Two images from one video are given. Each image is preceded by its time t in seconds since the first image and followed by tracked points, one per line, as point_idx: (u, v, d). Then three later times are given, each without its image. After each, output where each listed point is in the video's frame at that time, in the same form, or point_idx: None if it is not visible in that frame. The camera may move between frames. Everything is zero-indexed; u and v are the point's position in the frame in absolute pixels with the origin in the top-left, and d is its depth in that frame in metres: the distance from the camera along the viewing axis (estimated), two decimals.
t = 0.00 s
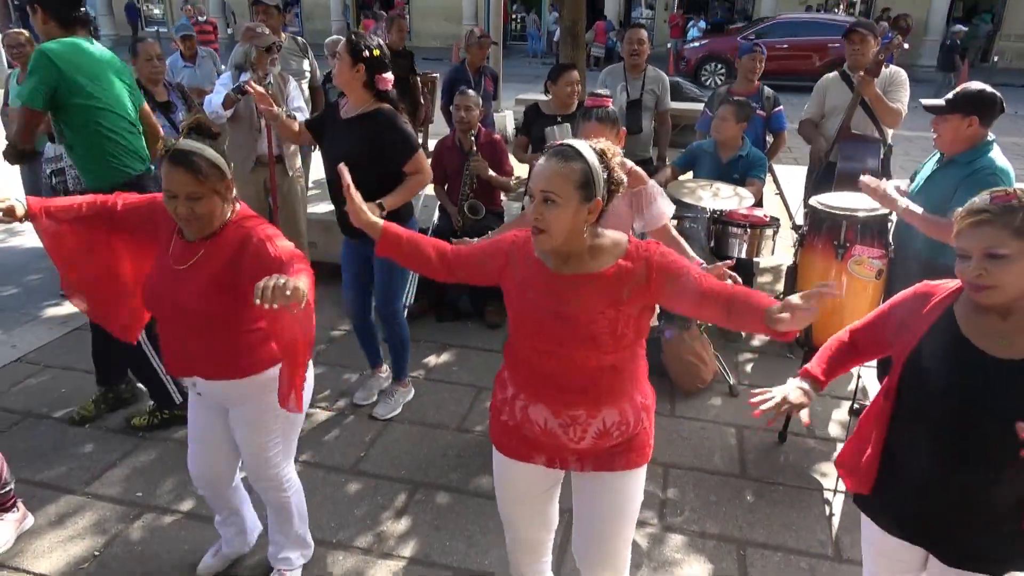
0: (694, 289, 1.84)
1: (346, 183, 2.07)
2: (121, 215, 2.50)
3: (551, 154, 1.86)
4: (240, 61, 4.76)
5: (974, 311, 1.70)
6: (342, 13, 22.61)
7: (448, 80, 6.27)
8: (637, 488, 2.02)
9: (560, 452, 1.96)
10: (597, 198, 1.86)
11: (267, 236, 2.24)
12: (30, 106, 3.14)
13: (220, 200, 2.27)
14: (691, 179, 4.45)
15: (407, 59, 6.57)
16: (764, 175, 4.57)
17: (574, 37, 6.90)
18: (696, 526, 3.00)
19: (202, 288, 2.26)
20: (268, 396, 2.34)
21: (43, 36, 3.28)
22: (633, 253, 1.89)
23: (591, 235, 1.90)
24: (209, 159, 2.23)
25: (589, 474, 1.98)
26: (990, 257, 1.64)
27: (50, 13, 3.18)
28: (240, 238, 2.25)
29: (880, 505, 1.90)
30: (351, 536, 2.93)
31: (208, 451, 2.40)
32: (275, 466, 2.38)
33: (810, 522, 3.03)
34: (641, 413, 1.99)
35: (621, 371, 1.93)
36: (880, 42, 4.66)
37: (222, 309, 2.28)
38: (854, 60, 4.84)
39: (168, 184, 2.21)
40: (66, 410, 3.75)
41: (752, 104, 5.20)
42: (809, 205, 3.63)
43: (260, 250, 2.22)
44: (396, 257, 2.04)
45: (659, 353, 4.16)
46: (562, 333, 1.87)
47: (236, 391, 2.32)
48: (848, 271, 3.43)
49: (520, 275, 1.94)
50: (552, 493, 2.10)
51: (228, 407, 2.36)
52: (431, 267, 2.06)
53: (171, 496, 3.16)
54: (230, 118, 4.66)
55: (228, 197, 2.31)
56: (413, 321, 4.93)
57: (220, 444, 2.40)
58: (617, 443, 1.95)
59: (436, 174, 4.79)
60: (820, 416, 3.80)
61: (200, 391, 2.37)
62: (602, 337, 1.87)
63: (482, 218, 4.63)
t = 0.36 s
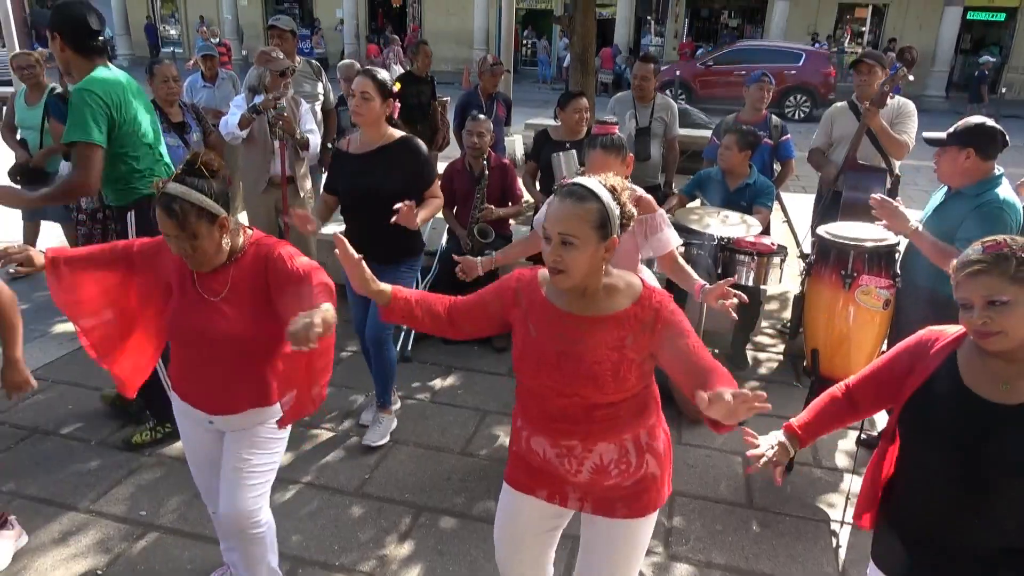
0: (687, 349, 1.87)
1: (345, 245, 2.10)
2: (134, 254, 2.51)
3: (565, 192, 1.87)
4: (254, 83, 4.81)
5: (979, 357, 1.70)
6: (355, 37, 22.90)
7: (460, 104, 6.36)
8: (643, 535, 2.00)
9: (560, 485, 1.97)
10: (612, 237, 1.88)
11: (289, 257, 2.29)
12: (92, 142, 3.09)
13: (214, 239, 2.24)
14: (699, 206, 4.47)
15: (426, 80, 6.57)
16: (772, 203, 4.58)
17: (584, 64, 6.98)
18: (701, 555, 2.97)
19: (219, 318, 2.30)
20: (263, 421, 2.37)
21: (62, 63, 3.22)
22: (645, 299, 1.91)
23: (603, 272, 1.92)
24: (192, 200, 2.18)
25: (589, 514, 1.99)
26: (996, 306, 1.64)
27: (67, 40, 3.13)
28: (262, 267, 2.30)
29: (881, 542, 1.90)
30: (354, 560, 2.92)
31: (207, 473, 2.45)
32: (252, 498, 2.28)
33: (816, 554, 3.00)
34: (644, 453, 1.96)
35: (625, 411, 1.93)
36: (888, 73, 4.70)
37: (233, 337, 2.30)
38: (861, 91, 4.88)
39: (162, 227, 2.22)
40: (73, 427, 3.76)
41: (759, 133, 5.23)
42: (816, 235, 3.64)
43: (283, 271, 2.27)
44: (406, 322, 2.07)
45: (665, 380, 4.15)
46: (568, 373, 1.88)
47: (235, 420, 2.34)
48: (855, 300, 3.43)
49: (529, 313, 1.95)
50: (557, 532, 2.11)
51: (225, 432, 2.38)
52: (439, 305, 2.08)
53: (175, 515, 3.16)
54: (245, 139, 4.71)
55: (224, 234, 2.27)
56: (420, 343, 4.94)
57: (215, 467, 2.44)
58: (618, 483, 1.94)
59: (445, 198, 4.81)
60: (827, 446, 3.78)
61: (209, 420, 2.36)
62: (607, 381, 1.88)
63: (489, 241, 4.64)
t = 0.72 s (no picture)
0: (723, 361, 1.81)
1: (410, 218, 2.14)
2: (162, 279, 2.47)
3: (589, 219, 1.84)
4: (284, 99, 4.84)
5: None
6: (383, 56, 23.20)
7: (481, 124, 6.39)
8: (669, 556, 1.98)
9: (577, 500, 1.97)
10: (641, 255, 1.86)
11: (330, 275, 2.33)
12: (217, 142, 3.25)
13: (258, 257, 2.28)
14: (725, 227, 4.44)
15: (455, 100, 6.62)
16: (800, 225, 4.52)
17: (611, 84, 7.00)
18: None
19: (255, 331, 2.30)
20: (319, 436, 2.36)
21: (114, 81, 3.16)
22: (676, 311, 1.87)
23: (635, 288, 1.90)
24: (243, 218, 2.21)
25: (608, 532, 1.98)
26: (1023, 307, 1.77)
27: (125, 58, 3.06)
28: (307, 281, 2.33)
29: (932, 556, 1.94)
30: None
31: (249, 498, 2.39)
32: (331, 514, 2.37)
33: None
34: (664, 479, 1.92)
35: (650, 432, 1.89)
36: (919, 94, 4.65)
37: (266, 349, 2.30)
38: (892, 112, 4.83)
39: (206, 242, 2.23)
40: (101, 438, 3.80)
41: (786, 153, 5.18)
42: (846, 257, 3.60)
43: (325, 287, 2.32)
44: (443, 305, 2.10)
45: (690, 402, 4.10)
46: (591, 391, 1.87)
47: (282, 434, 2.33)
48: (886, 324, 3.35)
49: (559, 328, 1.95)
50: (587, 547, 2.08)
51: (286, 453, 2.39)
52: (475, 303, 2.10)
53: (198, 527, 3.17)
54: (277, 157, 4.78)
55: (268, 253, 2.31)
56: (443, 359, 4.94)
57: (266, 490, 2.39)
58: (633, 506, 1.93)
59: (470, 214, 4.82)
60: (856, 472, 3.71)
61: (256, 438, 2.36)
62: (627, 398, 1.85)
63: (514, 260, 4.65)
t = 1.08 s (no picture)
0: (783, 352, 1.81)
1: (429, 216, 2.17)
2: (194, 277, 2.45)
3: (621, 238, 1.83)
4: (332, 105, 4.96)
5: None
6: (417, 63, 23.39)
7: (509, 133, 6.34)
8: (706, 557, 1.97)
9: (630, 514, 1.92)
10: (680, 269, 1.84)
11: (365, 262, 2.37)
12: (181, 145, 3.23)
13: (293, 232, 2.29)
14: (763, 237, 4.38)
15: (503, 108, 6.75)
16: (839, 234, 4.44)
17: (647, 92, 6.96)
18: None
19: (308, 317, 2.34)
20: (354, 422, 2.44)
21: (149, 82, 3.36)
22: (722, 311, 1.90)
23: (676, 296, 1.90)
24: (290, 182, 2.31)
25: (659, 540, 1.94)
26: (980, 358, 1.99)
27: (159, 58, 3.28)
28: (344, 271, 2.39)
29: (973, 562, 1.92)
30: None
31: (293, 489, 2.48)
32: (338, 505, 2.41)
33: None
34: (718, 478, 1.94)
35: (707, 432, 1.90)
36: (966, 103, 4.54)
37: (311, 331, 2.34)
38: (936, 121, 4.73)
39: (248, 207, 2.30)
40: (140, 437, 3.86)
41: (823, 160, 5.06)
42: (888, 269, 3.53)
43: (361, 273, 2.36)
44: (469, 291, 2.06)
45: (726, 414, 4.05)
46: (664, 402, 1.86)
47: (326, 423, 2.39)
48: (929, 337, 3.24)
49: (609, 332, 1.93)
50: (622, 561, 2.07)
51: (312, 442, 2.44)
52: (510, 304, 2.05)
53: (231, 528, 3.20)
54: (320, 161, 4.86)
55: (303, 233, 2.33)
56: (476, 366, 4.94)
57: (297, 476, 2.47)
58: (694, 513, 1.90)
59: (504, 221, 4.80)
60: (896, 489, 3.62)
61: (298, 430, 2.40)
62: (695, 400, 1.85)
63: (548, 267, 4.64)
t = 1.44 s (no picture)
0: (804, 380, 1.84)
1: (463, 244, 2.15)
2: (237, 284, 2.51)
3: (654, 245, 1.80)
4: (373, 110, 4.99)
5: None
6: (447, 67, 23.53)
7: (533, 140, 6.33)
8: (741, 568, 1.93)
9: (655, 526, 1.90)
10: (711, 282, 1.81)
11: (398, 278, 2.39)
12: (233, 165, 3.31)
13: (360, 232, 2.37)
14: (796, 244, 4.32)
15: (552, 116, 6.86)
16: (876, 242, 4.36)
17: (677, 97, 6.91)
18: None
19: (330, 324, 2.35)
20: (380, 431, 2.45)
21: (179, 94, 3.40)
22: (754, 332, 1.86)
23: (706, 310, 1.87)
24: (360, 188, 2.37)
25: (685, 555, 1.92)
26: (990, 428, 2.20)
27: (188, 74, 3.31)
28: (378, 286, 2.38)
29: None
30: None
31: (308, 494, 2.40)
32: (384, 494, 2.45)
33: None
34: (748, 497, 1.89)
35: (733, 446, 1.86)
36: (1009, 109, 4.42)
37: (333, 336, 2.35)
38: (977, 127, 4.62)
39: (318, 210, 2.33)
40: (172, 436, 3.91)
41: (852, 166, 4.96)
42: (927, 277, 3.44)
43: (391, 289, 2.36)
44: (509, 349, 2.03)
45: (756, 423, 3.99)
46: (685, 419, 1.82)
47: (350, 425, 2.40)
48: (969, 349, 3.18)
49: (632, 348, 1.90)
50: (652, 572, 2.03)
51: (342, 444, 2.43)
52: (536, 331, 2.04)
53: (260, 528, 3.22)
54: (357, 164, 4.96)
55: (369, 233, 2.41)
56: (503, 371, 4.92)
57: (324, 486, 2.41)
58: (719, 526, 1.87)
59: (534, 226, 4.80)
60: (931, 503, 3.54)
61: (320, 428, 2.41)
62: (716, 419, 1.82)
63: (576, 273, 4.67)
